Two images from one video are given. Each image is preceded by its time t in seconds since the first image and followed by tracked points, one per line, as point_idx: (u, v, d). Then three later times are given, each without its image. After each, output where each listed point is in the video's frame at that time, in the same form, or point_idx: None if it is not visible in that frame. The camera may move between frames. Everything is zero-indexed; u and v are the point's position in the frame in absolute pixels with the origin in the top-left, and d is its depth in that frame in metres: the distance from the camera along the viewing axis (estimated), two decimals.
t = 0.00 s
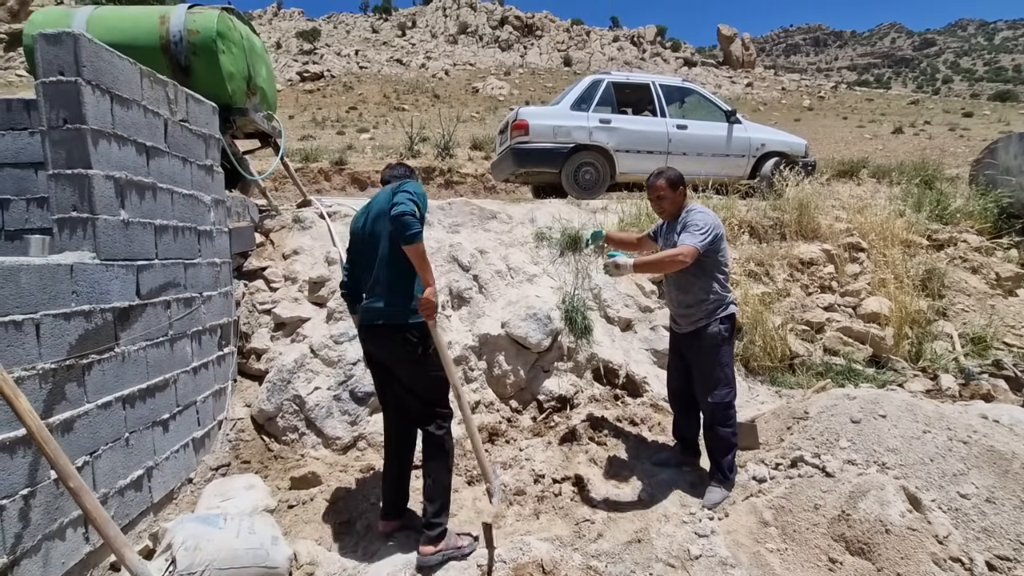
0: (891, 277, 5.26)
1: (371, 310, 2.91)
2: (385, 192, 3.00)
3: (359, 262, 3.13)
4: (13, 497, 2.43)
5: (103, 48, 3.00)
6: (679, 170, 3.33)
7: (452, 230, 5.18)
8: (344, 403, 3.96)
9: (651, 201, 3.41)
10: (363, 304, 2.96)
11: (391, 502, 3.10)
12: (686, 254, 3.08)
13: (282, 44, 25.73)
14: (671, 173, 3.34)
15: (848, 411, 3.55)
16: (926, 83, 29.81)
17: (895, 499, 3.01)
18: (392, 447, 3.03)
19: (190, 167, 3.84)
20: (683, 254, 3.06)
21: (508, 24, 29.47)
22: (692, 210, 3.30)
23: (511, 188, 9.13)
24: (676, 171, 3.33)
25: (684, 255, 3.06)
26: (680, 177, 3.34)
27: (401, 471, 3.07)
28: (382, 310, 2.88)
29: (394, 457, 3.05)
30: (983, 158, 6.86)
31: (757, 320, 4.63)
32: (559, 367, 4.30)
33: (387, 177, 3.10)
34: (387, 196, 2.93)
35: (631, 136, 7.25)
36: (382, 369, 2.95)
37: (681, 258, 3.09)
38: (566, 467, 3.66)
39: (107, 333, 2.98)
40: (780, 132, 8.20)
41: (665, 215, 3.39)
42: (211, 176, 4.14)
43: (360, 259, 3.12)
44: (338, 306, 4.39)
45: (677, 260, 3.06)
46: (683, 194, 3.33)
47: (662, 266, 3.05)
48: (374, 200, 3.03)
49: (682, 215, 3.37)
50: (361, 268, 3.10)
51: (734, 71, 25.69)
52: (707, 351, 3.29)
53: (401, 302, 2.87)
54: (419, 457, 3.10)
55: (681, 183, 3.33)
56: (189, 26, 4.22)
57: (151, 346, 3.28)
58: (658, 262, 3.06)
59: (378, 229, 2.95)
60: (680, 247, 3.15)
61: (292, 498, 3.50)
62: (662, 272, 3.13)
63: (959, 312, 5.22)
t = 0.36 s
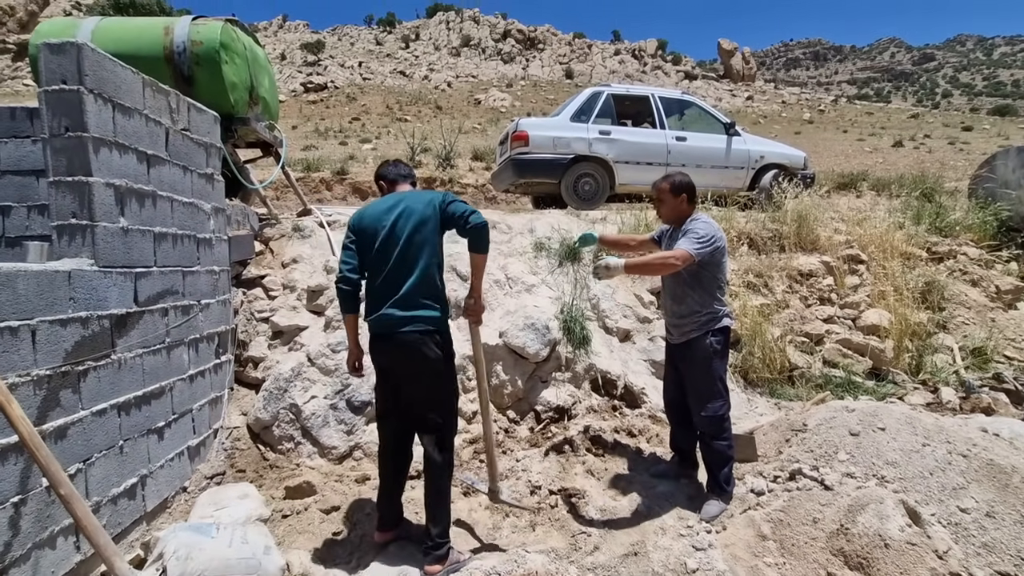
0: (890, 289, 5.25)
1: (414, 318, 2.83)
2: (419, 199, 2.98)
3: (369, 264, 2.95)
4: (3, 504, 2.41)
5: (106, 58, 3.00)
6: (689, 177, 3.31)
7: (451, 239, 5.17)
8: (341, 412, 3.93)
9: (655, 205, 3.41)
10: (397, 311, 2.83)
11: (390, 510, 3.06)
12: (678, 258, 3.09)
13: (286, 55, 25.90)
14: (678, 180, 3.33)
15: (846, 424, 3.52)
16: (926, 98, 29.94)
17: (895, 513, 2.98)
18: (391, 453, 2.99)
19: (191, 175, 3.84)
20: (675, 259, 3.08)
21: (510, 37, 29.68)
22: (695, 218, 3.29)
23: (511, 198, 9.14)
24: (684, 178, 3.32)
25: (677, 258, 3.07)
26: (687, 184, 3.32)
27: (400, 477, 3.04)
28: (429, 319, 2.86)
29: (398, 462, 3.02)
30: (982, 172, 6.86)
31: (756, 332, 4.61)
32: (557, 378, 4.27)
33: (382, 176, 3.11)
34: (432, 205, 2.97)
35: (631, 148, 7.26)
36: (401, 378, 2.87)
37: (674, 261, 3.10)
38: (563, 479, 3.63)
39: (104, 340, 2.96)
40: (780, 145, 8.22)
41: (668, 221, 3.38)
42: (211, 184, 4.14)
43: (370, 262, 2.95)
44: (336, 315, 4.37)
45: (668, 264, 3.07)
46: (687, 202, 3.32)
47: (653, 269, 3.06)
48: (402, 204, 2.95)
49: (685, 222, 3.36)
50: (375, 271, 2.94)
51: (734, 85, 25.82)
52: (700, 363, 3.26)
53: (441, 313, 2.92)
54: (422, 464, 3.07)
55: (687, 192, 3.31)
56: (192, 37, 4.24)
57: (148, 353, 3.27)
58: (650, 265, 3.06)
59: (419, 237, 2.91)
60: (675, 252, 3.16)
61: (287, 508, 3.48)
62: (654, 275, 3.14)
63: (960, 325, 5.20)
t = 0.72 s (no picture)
0: (891, 301, 5.25)
1: (445, 332, 2.86)
2: (450, 216, 3.00)
3: (393, 274, 2.90)
4: None
5: (112, 68, 3.02)
6: (693, 187, 3.32)
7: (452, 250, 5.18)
8: (340, 422, 3.92)
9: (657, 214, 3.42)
10: (427, 326, 2.82)
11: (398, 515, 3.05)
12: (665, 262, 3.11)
13: (290, 67, 26.08)
14: (683, 190, 3.34)
15: (848, 436, 3.51)
16: (925, 112, 30.09)
17: (898, 527, 2.96)
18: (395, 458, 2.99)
19: (194, 184, 3.85)
20: (661, 262, 3.09)
21: (512, 49, 29.87)
22: (693, 227, 3.30)
23: (512, 209, 9.16)
24: (686, 188, 3.33)
25: (664, 262, 3.09)
26: (691, 195, 3.32)
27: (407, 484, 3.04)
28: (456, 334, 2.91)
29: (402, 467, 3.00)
30: (981, 185, 6.88)
31: (757, 343, 4.60)
32: (557, 388, 4.26)
33: (388, 180, 3.12)
34: (464, 224, 3.01)
35: (632, 159, 7.29)
36: (416, 388, 2.87)
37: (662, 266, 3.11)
38: (563, 490, 3.61)
39: (104, 347, 2.95)
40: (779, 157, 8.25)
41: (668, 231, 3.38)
42: (214, 193, 4.15)
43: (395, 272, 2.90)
44: (336, 324, 4.37)
45: (654, 266, 3.08)
46: (689, 211, 3.31)
47: (639, 272, 3.06)
48: (433, 217, 2.95)
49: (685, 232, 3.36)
50: (399, 281, 2.89)
51: (735, 98, 25.96)
52: (694, 373, 3.25)
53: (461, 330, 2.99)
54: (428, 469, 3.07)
55: (690, 202, 3.32)
56: (199, 48, 4.26)
57: (148, 361, 3.26)
58: (639, 271, 3.05)
59: (453, 253, 2.94)
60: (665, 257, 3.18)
61: (285, 518, 3.45)
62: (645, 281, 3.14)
63: (961, 338, 5.20)
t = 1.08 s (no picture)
0: (891, 311, 5.24)
1: (451, 339, 2.88)
2: (441, 223, 3.02)
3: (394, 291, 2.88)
4: None
5: (117, 78, 3.03)
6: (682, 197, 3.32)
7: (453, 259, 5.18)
8: (339, 431, 3.90)
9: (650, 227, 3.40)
10: (433, 332, 2.83)
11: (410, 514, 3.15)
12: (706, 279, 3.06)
13: (293, 77, 26.26)
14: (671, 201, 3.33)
15: (849, 447, 3.48)
16: (924, 123, 30.22)
17: (900, 540, 2.94)
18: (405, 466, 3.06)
19: (196, 193, 3.85)
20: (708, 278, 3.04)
21: (514, 61, 30.05)
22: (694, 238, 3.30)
23: (513, 219, 9.17)
24: (677, 198, 3.33)
25: (708, 278, 3.01)
26: (680, 204, 3.32)
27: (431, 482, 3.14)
28: (461, 337, 2.94)
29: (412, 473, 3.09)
30: (980, 196, 6.89)
31: (757, 353, 4.59)
32: (557, 398, 4.24)
33: (378, 198, 3.09)
34: (455, 231, 3.04)
35: (632, 170, 7.30)
36: (413, 392, 2.89)
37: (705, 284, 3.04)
38: (562, 501, 3.59)
39: (103, 355, 2.94)
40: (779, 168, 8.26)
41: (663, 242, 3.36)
42: (216, 202, 4.15)
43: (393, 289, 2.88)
44: (336, 333, 4.35)
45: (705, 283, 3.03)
46: (681, 221, 3.30)
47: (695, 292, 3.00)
48: (425, 228, 2.95)
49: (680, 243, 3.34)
50: (400, 296, 2.88)
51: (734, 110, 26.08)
52: (692, 382, 3.22)
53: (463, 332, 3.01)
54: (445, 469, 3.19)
55: (681, 211, 3.31)
56: (202, 59, 4.28)
57: (148, 369, 3.25)
58: (690, 295, 2.98)
59: (448, 261, 2.96)
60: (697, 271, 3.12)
61: (282, 528, 3.42)
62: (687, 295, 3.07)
63: (962, 349, 5.18)
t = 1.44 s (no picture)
0: (892, 318, 5.24)
1: (440, 336, 2.96)
2: (417, 227, 3.11)
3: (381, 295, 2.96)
4: None
5: (121, 85, 3.04)
6: (678, 203, 3.31)
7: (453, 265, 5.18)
8: (338, 437, 3.89)
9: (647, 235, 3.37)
10: (425, 330, 2.92)
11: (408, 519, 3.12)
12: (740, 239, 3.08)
13: (295, 84, 26.37)
14: (666, 209, 3.32)
15: (850, 454, 3.47)
16: (923, 130, 30.30)
17: (902, 548, 2.93)
18: (405, 468, 3.04)
19: (198, 199, 3.85)
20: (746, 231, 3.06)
21: (514, 68, 30.16)
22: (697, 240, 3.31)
23: (514, 225, 9.18)
24: (673, 205, 3.32)
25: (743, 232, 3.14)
26: (676, 211, 3.31)
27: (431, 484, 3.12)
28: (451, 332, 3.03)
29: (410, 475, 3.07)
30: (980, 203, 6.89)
31: (758, 360, 4.58)
32: (557, 405, 4.23)
33: (356, 208, 3.15)
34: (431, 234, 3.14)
35: (632, 177, 7.31)
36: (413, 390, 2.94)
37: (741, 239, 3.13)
38: (562, 508, 3.57)
39: (103, 361, 2.93)
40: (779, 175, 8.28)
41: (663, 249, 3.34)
42: (217, 208, 4.15)
43: (379, 292, 2.96)
44: (336, 339, 4.35)
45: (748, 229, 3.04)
46: (679, 228, 3.30)
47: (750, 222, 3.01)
48: (404, 232, 3.05)
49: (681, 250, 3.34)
50: (387, 300, 2.96)
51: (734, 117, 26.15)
52: (699, 390, 3.20)
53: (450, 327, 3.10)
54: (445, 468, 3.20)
55: (678, 217, 3.31)
56: (205, 66, 4.29)
57: (148, 375, 3.24)
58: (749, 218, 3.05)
59: (429, 262, 3.05)
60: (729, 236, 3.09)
61: (280, 535, 3.40)
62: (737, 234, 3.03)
63: (963, 356, 5.18)
